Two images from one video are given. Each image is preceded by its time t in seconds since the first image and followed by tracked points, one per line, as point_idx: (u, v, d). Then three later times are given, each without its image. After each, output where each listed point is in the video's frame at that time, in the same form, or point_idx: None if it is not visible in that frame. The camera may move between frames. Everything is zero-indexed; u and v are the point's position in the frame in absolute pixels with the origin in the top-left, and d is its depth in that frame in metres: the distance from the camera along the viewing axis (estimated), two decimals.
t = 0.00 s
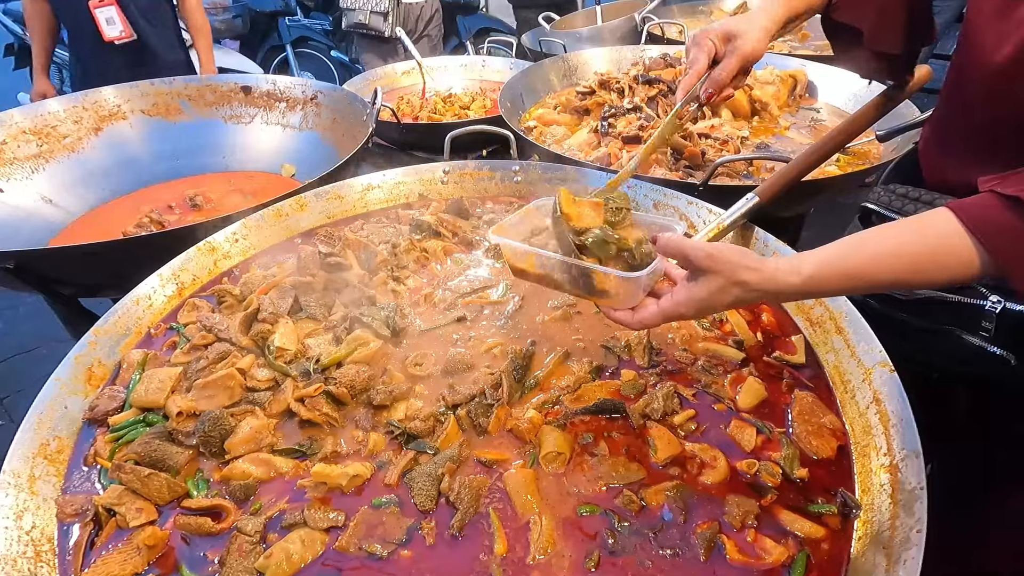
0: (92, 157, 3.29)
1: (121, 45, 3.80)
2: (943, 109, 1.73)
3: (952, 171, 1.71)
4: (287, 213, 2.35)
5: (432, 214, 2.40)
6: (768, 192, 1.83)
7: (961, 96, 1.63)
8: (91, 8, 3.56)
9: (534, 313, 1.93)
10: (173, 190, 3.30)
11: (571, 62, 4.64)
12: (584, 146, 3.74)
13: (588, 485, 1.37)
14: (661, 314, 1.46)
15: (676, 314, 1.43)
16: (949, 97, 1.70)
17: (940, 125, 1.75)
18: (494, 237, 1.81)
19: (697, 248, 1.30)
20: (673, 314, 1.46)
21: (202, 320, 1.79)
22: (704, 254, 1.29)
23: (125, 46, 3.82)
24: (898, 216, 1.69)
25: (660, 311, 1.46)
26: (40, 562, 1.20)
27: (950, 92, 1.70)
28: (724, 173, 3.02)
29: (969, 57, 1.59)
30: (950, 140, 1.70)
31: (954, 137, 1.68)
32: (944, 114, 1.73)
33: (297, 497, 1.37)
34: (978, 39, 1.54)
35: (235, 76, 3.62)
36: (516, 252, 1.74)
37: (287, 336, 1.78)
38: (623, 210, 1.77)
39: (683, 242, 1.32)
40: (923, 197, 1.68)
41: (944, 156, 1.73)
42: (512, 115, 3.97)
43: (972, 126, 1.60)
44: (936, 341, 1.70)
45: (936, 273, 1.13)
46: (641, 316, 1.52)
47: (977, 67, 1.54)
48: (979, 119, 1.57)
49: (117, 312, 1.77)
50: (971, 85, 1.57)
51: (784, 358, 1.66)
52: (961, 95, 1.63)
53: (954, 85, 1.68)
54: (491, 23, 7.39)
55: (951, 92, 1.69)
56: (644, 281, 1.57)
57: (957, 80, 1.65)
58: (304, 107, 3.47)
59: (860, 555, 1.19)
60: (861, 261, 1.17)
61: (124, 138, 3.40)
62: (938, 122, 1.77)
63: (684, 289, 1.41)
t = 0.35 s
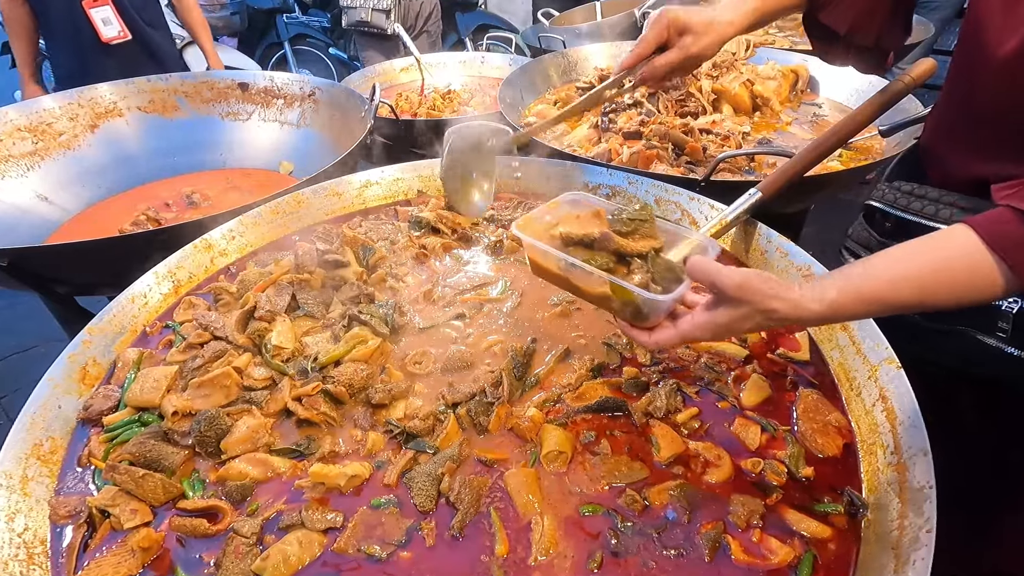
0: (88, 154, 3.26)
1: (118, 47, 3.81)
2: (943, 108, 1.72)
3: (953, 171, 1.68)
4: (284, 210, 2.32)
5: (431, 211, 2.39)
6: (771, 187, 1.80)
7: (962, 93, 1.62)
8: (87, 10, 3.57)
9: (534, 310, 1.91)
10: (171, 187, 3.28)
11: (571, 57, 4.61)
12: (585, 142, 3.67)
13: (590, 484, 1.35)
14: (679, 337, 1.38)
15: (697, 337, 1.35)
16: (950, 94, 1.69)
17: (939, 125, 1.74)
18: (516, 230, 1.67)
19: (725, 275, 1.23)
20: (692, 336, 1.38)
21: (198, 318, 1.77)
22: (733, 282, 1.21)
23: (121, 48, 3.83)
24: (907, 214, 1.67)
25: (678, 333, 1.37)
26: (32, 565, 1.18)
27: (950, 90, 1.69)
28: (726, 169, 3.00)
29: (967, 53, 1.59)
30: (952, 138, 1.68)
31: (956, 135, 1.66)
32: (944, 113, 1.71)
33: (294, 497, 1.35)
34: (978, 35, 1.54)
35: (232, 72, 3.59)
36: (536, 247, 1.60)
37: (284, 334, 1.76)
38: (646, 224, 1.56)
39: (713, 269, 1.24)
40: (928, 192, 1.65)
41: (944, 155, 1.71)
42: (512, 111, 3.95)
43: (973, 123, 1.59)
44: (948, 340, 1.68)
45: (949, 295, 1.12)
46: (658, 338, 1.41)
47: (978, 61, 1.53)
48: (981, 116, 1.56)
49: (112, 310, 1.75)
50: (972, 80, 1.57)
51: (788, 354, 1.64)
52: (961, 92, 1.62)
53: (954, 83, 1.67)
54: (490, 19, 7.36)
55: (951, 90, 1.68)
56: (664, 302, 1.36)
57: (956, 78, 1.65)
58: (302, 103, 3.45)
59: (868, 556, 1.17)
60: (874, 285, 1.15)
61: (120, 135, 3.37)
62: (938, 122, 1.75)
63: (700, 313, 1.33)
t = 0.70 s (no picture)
0: (84, 154, 3.24)
1: (77, 52, 3.82)
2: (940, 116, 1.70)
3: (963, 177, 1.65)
4: (282, 210, 2.30)
5: (429, 211, 2.37)
6: (774, 184, 1.77)
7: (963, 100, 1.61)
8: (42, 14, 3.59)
9: (535, 310, 1.89)
10: (168, 187, 3.26)
11: (570, 56, 4.60)
12: (585, 140, 3.66)
13: (591, 486, 1.33)
14: (795, 370, 1.21)
15: (812, 369, 1.20)
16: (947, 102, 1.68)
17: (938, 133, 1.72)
18: (603, 258, 1.49)
19: (866, 303, 1.01)
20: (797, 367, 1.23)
21: (194, 319, 1.75)
22: (879, 313, 1.00)
23: (80, 54, 3.85)
24: (916, 215, 1.69)
25: (793, 364, 1.22)
26: (24, 571, 1.16)
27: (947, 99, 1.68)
28: (728, 167, 2.98)
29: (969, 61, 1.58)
30: (957, 146, 1.65)
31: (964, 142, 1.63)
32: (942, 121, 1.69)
33: (291, 501, 1.33)
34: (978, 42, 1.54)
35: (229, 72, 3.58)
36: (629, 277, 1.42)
37: (281, 335, 1.73)
38: (755, 248, 1.46)
39: (855, 296, 1.02)
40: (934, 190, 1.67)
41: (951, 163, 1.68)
42: (511, 110, 3.93)
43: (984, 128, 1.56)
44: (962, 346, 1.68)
45: None
46: (770, 375, 1.25)
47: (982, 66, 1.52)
48: (990, 120, 1.54)
49: (106, 311, 1.73)
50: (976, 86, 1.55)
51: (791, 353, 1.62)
52: (963, 99, 1.61)
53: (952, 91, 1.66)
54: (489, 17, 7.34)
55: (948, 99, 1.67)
56: (788, 331, 1.20)
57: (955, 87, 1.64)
58: (300, 103, 3.43)
59: (875, 559, 1.15)
60: None
61: (117, 135, 3.35)
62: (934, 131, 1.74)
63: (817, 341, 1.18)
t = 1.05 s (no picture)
0: (82, 155, 3.23)
1: (73, 53, 3.84)
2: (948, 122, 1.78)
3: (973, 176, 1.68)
4: (281, 210, 2.30)
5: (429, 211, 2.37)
6: (775, 183, 1.76)
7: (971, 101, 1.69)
8: (39, 16, 3.63)
9: (535, 311, 1.88)
10: (167, 188, 3.24)
11: (570, 56, 4.59)
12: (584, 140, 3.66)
13: (592, 488, 1.31)
14: (801, 356, 1.23)
15: (817, 354, 1.22)
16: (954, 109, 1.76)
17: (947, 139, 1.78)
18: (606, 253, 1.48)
19: (873, 289, 1.06)
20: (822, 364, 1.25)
21: (191, 320, 1.74)
22: (885, 299, 1.05)
23: (77, 54, 3.87)
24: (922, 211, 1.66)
25: (798, 350, 1.24)
26: None
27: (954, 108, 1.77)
28: (729, 166, 2.97)
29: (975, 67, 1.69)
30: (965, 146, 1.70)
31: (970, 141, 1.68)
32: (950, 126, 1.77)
33: (289, 503, 1.32)
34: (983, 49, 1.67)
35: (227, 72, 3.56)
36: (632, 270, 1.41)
37: (280, 336, 1.72)
38: (758, 240, 1.46)
39: (861, 281, 1.06)
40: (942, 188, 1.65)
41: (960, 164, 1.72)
42: (511, 110, 3.92)
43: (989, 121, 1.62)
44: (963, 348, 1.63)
45: None
46: (777, 360, 1.28)
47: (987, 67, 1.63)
48: (1013, 115, 1.54)
49: (103, 313, 1.72)
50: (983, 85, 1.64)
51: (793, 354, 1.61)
52: (970, 101, 1.69)
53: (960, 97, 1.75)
54: (488, 18, 7.33)
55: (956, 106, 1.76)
56: (798, 316, 1.22)
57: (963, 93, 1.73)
58: (299, 104, 3.42)
59: (880, 562, 1.14)
60: None
61: (115, 136, 3.34)
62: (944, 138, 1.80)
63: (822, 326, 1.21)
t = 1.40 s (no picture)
0: (84, 160, 3.23)
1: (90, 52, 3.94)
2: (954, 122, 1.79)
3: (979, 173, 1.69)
4: (282, 215, 2.30)
5: (429, 216, 2.38)
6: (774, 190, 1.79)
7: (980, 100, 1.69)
8: (57, 16, 3.71)
9: (535, 315, 1.88)
10: (168, 194, 3.25)
11: (570, 61, 4.61)
12: (584, 145, 3.67)
13: (593, 494, 1.31)
14: (772, 331, 1.28)
15: (788, 329, 1.26)
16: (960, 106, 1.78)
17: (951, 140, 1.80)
18: (600, 213, 1.42)
19: (847, 271, 1.07)
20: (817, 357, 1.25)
21: (192, 325, 1.74)
22: (856, 283, 1.07)
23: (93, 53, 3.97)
24: (918, 204, 1.68)
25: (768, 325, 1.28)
26: None
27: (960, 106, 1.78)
28: (729, 171, 2.97)
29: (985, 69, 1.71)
30: (969, 147, 1.71)
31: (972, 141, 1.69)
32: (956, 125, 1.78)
33: (288, 510, 1.32)
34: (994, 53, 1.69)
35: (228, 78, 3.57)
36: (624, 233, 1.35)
37: (280, 341, 1.72)
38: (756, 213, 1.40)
39: (835, 263, 1.07)
40: (940, 183, 1.67)
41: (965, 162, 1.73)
42: (511, 115, 3.94)
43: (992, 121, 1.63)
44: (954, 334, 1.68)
45: None
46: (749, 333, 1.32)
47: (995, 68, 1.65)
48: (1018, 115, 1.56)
49: (103, 318, 1.72)
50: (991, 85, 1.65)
51: (795, 359, 1.61)
52: (974, 103, 1.71)
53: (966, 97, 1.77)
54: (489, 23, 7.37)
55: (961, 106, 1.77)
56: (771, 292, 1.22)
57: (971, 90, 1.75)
58: (300, 109, 3.42)
59: (883, 569, 1.14)
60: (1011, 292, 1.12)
61: (117, 142, 3.35)
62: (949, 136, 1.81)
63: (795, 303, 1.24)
